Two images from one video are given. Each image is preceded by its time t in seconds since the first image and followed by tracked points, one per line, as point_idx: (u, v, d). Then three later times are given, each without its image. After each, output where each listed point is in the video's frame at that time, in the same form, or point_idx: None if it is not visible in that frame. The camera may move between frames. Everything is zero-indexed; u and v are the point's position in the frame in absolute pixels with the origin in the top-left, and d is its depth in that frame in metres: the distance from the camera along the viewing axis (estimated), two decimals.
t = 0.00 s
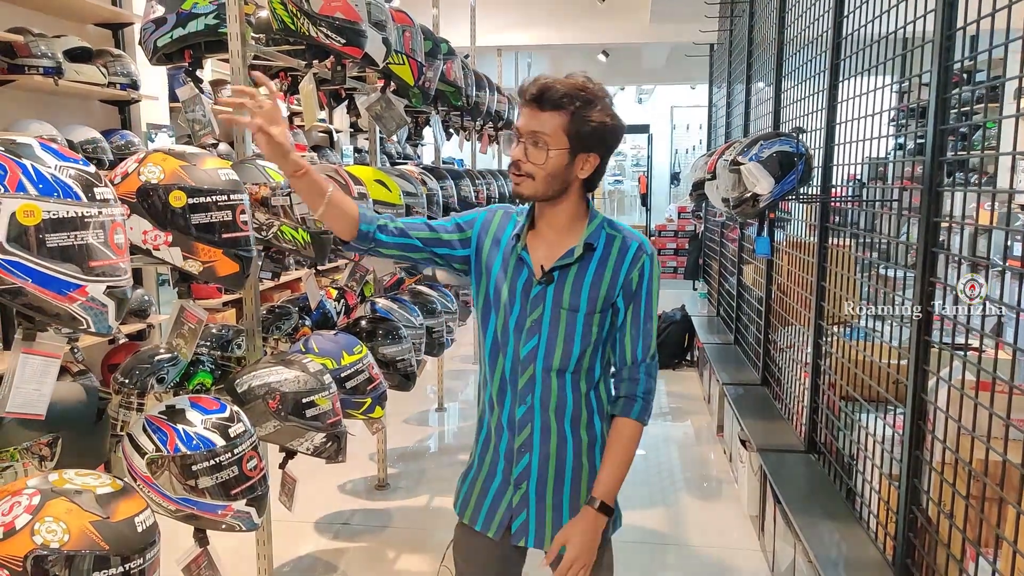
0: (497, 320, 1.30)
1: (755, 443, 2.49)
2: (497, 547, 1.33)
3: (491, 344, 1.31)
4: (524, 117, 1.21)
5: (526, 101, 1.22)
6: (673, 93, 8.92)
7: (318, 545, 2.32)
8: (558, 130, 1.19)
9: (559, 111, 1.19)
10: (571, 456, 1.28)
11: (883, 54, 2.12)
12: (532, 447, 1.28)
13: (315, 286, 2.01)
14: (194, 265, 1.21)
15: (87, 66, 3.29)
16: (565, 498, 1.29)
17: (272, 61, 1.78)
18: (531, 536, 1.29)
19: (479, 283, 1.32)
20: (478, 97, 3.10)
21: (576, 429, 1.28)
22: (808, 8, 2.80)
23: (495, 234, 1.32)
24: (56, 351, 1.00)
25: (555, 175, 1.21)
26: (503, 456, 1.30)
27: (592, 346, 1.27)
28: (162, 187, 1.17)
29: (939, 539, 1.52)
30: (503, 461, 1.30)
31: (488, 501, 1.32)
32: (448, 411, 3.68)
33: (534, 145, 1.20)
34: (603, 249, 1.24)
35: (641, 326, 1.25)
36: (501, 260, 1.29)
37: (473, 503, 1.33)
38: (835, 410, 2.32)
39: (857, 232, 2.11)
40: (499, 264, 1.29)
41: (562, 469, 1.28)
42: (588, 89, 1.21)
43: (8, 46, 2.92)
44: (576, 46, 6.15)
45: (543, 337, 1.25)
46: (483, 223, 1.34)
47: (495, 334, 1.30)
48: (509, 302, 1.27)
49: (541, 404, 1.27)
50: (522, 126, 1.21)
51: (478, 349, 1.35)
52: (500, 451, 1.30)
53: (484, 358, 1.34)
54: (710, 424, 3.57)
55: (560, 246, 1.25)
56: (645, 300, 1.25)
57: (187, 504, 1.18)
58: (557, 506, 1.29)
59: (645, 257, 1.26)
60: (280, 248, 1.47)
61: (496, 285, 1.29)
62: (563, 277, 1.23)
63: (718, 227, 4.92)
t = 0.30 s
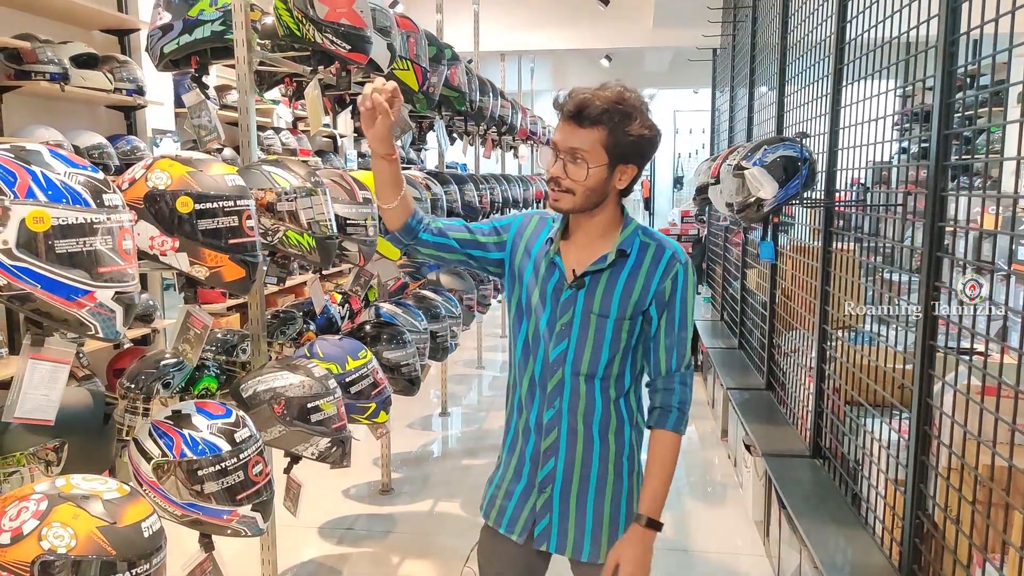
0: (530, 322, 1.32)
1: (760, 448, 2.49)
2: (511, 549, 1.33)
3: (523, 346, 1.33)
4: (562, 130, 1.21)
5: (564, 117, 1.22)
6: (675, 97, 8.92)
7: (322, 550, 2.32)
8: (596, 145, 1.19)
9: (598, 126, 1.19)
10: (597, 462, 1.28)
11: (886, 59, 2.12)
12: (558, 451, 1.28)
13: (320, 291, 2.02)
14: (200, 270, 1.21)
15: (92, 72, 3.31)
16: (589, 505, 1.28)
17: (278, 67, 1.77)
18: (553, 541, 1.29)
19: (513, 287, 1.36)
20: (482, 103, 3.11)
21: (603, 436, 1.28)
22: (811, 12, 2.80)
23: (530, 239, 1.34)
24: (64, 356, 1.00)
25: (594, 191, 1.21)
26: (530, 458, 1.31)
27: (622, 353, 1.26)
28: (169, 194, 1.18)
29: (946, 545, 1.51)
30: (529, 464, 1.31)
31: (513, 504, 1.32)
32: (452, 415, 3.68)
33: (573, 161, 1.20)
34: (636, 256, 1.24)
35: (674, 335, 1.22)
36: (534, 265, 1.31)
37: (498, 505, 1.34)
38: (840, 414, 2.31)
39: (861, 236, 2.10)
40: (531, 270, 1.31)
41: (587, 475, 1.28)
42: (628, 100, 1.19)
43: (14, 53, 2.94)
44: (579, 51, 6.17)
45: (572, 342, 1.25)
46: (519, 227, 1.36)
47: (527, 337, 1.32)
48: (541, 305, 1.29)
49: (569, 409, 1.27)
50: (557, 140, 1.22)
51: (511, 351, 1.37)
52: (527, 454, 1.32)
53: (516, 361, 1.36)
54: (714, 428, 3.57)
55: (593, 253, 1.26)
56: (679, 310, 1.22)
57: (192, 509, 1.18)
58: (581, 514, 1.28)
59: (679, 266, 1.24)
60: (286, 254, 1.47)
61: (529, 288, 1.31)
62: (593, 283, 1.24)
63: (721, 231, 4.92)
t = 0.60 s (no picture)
0: (534, 326, 1.31)
1: (759, 451, 2.49)
2: (510, 552, 1.33)
3: (526, 350, 1.32)
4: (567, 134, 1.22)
5: (572, 121, 1.22)
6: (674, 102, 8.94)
7: (321, 553, 2.32)
8: (610, 145, 1.20)
9: (610, 127, 1.20)
10: (599, 466, 1.28)
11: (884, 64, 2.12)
12: (560, 454, 1.27)
13: (319, 294, 2.02)
14: (200, 273, 1.21)
15: (91, 74, 3.31)
16: (591, 509, 1.28)
17: (278, 70, 1.78)
18: (554, 545, 1.28)
19: (517, 290, 1.36)
20: (482, 106, 3.11)
21: (605, 439, 1.28)
22: (810, 18, 2.81)
23: (537, 241, 1.34)
24: (63, 359, 1.00)
25: (610, 191, 1.22)
26: (531, 462, 1.31)
27: (627, 358, 1.27)
28: (169, 197, 1.18)
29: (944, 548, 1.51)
30: (530, 467, 1.30)
31: (513, 508, 1.32)
32: (451, 419, 3.67)
33: (588, 162, 1.20)
34: (643, 261, 1.24)
35: (690, 340, 1.26)
36: (540, 268, 1.31)
37: (499, 508, 1.33)
38: (838, 418, 2.31)
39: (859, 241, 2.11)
40: (537, 274, 1.31)
41: (589, 478, 1.27)
42: (634, 102, 1.21)
43: (13, 55, 2.94)
44: (578, 55, 6.18)
45: (578, 345, 1.25)
46: (525, 230, 1.37)
47: (530, 341, 1.32)
48: (546, 309, 1.29)
49: (572, 413, 1.27)
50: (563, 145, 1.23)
51: (513, 355, 1.36)
52: (528, 458, 1.31)
53: (518, 364, 1.35)
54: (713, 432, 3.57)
55: (600, 257, 1.26)
56: (689, 315, 1.25)
57: (191, 513, 1.18)
58: (582, 517, 1.28)
59: (686, 271, 1.26)
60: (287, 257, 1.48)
61: (535, 290, 1.31)
62: (601, 286, 1.24)
63: (721, 236, 4.92)
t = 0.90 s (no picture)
0: (521, 324, 1.30)
1: (754, 451, 2.49)
2: (500, 553, 1.33)
3: (514, 351, 1.31)
4: (563, 130, 1.23)
5: (574, 115, 1.22)
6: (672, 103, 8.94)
7: (317, 554, 2.31)
8: (619, 134, 1.22)
9: (614, 118, 1.22)
10: (589, 464, 1.28)
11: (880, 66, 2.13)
12: (550, 454, 1.27)
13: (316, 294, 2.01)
14: (196, 273, 1.20)
15: (86, 73, 3.30)
16: (581, 508, 1.28)
17: (274, 69, 1.77)
18: (544, 545, 1.28)
19: (503, 291, 1.33)
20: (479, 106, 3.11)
21: (595, 438, 1.28)
22: (806, 20, 2.81)
23: (525, 241, 1.32)
24: (58, 359, 1.00)
25: (622, 181, 1.23)
26: (520, 462, 1.30)
27: (616, 357, 1.27)
28: (165, 195, 1.17)
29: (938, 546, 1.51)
30: (519, 468, 1.30)
31: (502, 508, 1.31)
32: (447, 419, 3.67)
33: (601, 154, 1.20)
34: (632, 261, 1.25)
35: (676, 338, 1.27)
36: (529, 268, 1.29)
37: (488, 508, 1.33)
38: (834, 418, 2.31)
39: (855, 242, 2.11)
40: (525, 274, 1.30)
41: (579, 478, 1.27)
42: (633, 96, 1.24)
43: (8, 53, 2.93)
44: (576, 56, 6.19)
45: (569, 345, 1.25)
46: (511, 229, 1.35)
47: (518, 341, 1.31)
48: (534, 309, 1.28)
49: (562, 413, 1.26)
50: (565, 141, 1.22)
51: (499, 355, 1.35)
52: (517, 459, 1.30)
53: (505, 364, 1.34)
54: (709, 432, 3.57)
55: (590, 258, 1.26)
56: (677, 313, 1.26)
57: (187, 513, 1.18)
58: (572, 516, 1.28)
59: (675, 271, 1.26)
60: (284, 257, 1.47)
61: (523, 290, 1.29)
62: (592, 287, 1.24)
63: (717, 237, 4.92)
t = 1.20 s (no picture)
0: (502, 324, 1.30)
1: (747, 448, 2.49)
2: (488, 551, 1.33)
3: (495, 351, 1.31)
4: (544, 125, 1.23)
5: (554, 110, 1.22)
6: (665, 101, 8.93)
7: (311, 553, 2.30)
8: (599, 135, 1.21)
9: (597, 117, 1.21)
10: (572, 461, 1.28)
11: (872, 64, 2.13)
12: (533, 452, 1.27)
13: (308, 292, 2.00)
14: (187, 271, 1.19)
15: (75, 70, 3.27)
16: (565, 505, 1.27)
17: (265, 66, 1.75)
18: (529, 543, 1.28)
19: (484, 291, 1.33)
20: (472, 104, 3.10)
21: (578, 435, 1.28)
22: (799, 17, 2.81)
23: (504, 240, 1.32)
24: (48, 358, 0.99)
25: (600, 180, 1.23)
26: (504, 461, 1.30)
27: (597, 353, 1.27)
28: (155, 193, 1.17)
29: (928, 540, 1.51)
30: (503, 466, 1.30)
31: (488, 507, 1.31)
32: (441, 417, 3.66)
33: (581, 152, 1.20)
34: (610, 256, 1.24)
35: (651, 332, 1.26)
36: (509, 266, 1.29)
37: (473, 509, 1.33)
38: (826, 414, 2.32)
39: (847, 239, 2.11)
40: (506, 272, 1.29)
41: (563, 475, 1.27)
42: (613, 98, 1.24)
43: None
44: (569, 53, 6.18)
45: (550, 343, 1.25)
46: (491, 228, 1.35)
47: (499, 341, 1.31)
48: (515, 308, 1.28)
49: (545, 410, 1.26)
50: (546, 137, 1.22)
51: (481, 356, 1.35)
52: (501, 458, 1.30)
53: (487, 363, 1.34)
54: (703, 429, 3.57)
55: (567, 254, 1.26)
56: (654, 307, 1.25)
57: (179, 513, 1.17)
58: (556, 514, 1.27)
59: (651, 265, 1.26)
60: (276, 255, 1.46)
61: (503, 289, 1.29)
62: (571, 284, 1.24)
63: (710, 234, 4.93)
